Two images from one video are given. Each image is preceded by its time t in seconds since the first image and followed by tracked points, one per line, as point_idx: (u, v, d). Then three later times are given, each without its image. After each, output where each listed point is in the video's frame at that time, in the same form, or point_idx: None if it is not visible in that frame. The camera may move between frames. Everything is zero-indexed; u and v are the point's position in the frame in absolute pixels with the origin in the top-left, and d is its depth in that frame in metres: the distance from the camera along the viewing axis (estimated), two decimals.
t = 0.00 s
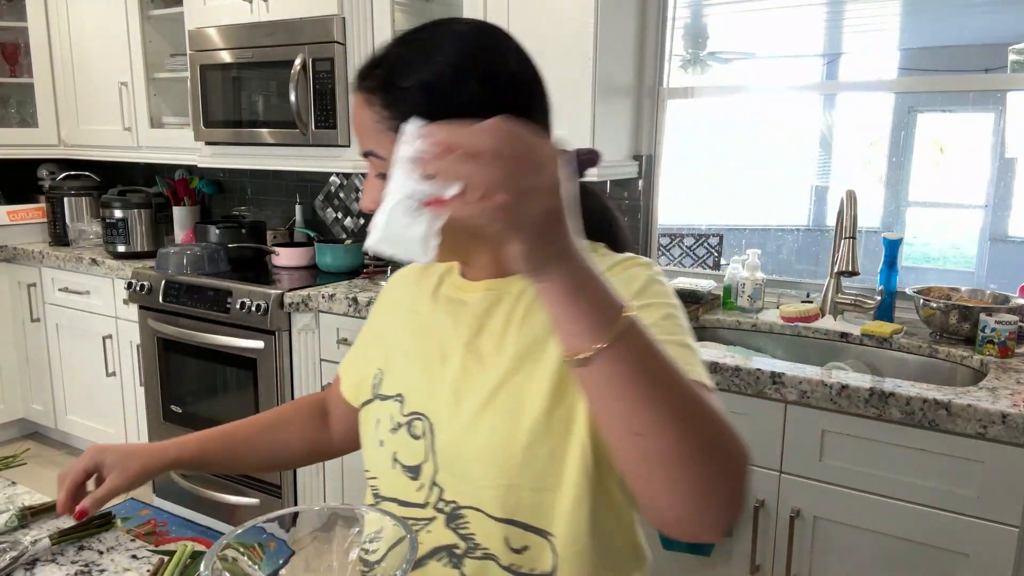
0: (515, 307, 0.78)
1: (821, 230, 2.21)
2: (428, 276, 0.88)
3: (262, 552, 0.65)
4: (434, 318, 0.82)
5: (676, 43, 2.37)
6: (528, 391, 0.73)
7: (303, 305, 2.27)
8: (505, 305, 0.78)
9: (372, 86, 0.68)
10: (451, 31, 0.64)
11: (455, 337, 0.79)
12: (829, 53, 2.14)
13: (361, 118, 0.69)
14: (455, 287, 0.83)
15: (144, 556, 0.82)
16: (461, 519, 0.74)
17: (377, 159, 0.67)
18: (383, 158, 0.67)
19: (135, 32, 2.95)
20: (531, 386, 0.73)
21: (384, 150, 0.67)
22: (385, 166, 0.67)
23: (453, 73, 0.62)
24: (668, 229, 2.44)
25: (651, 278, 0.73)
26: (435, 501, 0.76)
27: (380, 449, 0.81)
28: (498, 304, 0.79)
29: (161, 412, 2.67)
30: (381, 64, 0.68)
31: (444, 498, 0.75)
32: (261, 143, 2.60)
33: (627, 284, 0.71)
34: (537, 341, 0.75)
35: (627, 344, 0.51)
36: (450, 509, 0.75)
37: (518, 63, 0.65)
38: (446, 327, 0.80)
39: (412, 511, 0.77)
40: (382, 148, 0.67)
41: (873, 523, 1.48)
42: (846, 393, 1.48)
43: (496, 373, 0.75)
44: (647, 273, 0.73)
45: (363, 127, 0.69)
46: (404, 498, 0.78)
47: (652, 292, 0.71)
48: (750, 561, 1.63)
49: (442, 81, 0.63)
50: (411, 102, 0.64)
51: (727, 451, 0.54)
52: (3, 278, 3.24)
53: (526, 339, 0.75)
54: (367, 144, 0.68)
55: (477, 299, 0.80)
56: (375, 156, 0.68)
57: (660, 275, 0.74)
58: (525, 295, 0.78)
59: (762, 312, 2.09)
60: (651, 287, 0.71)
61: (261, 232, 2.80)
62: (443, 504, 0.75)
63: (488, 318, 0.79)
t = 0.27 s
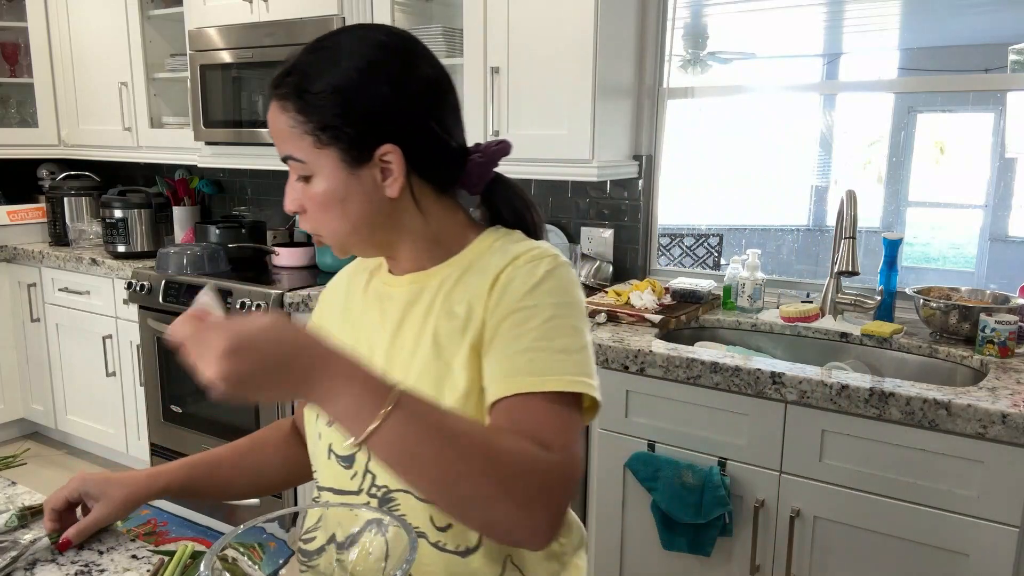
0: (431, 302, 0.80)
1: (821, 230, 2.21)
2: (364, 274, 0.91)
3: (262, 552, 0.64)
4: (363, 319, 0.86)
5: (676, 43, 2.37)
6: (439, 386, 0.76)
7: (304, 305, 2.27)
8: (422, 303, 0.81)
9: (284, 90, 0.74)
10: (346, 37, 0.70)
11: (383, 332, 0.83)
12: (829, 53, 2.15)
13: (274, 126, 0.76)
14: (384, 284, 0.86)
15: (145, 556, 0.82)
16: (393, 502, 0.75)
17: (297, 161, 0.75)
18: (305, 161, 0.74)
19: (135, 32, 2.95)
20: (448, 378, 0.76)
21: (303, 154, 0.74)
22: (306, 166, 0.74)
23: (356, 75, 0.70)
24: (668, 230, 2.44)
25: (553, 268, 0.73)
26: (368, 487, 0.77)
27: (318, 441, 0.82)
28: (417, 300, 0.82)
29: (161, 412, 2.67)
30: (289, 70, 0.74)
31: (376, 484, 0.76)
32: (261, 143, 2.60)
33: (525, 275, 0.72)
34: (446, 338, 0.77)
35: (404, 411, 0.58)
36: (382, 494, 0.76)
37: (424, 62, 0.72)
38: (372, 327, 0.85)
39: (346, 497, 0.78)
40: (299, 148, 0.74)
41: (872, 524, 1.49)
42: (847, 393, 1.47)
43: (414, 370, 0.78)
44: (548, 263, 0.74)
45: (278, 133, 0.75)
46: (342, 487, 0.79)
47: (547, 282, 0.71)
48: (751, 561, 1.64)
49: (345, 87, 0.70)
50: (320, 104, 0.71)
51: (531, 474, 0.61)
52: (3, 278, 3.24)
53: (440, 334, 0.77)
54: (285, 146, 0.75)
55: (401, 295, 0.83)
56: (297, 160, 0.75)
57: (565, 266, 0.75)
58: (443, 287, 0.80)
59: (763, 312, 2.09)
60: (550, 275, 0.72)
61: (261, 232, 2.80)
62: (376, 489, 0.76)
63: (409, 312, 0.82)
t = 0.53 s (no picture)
0: (386, 299, 0.82)
1: (821, 230, 2.21)
2: (340, 271, 0.94)
3: (262, 552, 0.60)
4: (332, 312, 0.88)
5: (675, 43, 2.38)
6: (393, 380, 0.78)
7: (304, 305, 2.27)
8: (382, 299, 0.83)
9: (262, 89, 0.75)
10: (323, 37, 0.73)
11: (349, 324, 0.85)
12: (829, 53, 2.14)
13: (249, 126, 0.77)
14: (353, 280, 0.88)
15: (144, 556, 0.82)
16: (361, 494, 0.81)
17: (276, 160, 0.76)
18: (285, 158, 0.76)
19: (135, 32, 2.95)
20: (402, 374, 0.78)
21: (283, 150, 0.76)
22: (286, 164, 0.76)
23: (339, 72, 0.73)
24: (668, 230, 2.44)
25: (489, 267, 0.75)
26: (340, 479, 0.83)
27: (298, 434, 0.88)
28: (381, 296, 0.83)
29: (161, 412, 2.67)
30: (266, 71, 0.76)
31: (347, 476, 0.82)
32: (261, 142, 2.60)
33: (466, 273, 0.75)
34: (398, 334, 0.80)
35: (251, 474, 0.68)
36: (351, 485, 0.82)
37: (397, 61, 0.76)
38: (336, 320, 0.87)
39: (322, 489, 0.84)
40: (280, 146, 0.76)
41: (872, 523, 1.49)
42: (847, 393, 1.48)
43: (369, 362, 0.80)
44: (487, 261, 0.75)
45: (254, 132, 0.77)
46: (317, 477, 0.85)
47: (479, 283, 0.73)
48: (751, 561, 1.64)
49: (325, 85, 0.73)
50: (302, 102, 0.73)
51: (383, 488, 0.68)
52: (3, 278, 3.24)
53: (392, 331, 0.80)
54: (262, 145, 0.77)
55: (366, 291, 0.85)
56: (276, 157, 0.76)
57: (508, 261, 0.76)
58: (401, 285, 0.82)
59: (762, 312, 2.09)
60: (488, 273, 0.74)
61: (261, 232, 2.81)
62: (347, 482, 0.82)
63: (372, 308, 0.83)
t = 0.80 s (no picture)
0: (370, 298, 0.83)
1: (821, 230, 2.21)
2: (336, 272, 0.94)
3: (262, 552, 0.59)
4: (323, 311, 0.88)
5: (675, 43, 2.38)
6: (374, 379, 0.78)
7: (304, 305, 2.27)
8: (366, 297, 0.83)
9: (262, 91, 0.75)
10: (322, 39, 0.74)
11: (337, 323, 0.85)
12: (829, 53, 2.14)
13: (248, 127, 0.76)
14: (345, 281, 0.88)
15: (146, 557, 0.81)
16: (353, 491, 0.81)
17: (277, 160, 0.76)
18: (288, 159, 0.75)
19: (135, 32, 2.95)
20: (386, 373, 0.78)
21: (284, 152, 0.75)
22: (288, 165, 0.76)
23: (338, 72, 0.73)
24: (669, 230, 2.44)
25: (463, 265, 0.75)
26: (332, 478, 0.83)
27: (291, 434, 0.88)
28: (366, 295, 0.83)
29: (161, 412, 2.67)
30: (263, 73, 0.76)
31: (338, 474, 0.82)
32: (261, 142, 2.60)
33: (443, 269, 0.75)
34: (378, 332, 0.80)
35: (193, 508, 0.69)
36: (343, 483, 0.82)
37: (388, 59, 0.78)
38: (325, 320, 0.87)
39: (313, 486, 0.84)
40: (282, 147, 0.75)
41: (871, 523, 1.49)
42: (847, 393, 1.47)
43: (353, 360, 0.81)
44: (461, 259, 0.75)
45: (254, 134, 0.76)
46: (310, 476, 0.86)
47: (452, 280, 0.73)
48: (751, 561, 1.63)
49: (325, 85, 0.73)
50: (304, 102, 0.73)
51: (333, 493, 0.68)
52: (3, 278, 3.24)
53: (372, 329, 0.80)
54: (262, 146, 0.76)
55: (355, 290, 0.85)
56: (279, 159, 0.76)
57: (486, 258, 0.76)
58: (383, 284, 0.82)
59: (763, 312, 2.09)
60: (462, 270, 0.74)
61: (261, 232, 2.80)
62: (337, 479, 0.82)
63: (358, 308, 0.83)
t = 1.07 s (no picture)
0: (368, 298, 0.82)
1: (821, 230, 2.21)
2: (329, 277, 0.94)
3: (262, 551, 0.59)
4: (319, 315, 0.88)
5: (676, 43, 2.38)
6: (375, 377, 0.78)
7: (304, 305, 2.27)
8: (365, 297, 0.83)
9: (256, 88, 0.75)
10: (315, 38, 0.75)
11: (335, 324, 0.85)
12: (829, 53, 2.14)
13: (243, 125, 0.76)
14: (340, 284, 0.88)
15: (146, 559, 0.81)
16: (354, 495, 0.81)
17: (272, 156, 0.76)
18: (282, 154, 0.75)
19: (135, 32, 2.95)
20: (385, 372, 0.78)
21: (279, 147, 0.75)
22: (283, 160, 0.76)
23: (334, 69, 0.74)
24: (669, 230, 2.44)
25: (461, 260, 0.75)
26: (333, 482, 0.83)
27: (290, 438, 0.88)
28: (363, 295, 0.83)
29: (161, 412, 2.67)
30: (256, 72, 0.76)
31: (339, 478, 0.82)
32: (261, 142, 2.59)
33: (441, 265, 0.75)
34: (378, 330, 0.80)
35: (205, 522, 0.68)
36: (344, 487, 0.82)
37: (379, 59, 0.79)
38: (322, 321, 0.87)
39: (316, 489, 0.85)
40: (276, 143, 0.75)
41: (871, 523, 1.49)
42: (847, 393, 1.47)
43: (353, 360, 0.80)
44: (459, 254, 0.75)
45: (248, 131, 0.76)
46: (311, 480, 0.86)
47: (449, 276, 0.73)
48: (751, 561, 1.64)
49: (319, 81, 0.74)
50: (298, 97, 0.73)
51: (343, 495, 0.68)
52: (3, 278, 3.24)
53: (373, 328, 0.80)
54: (257, 143, 0.76)
55: (352, 291, 0.85)
56: (273, 154, 0.76)
57: (482, 252, 0.76)
58: (380, 283, 0.82)
59: (763, 312, 2.09)
60: (460, 265, 0.74)
61: (261, 232, 2.80)
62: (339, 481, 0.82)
63: (356, 308, 0.83)
